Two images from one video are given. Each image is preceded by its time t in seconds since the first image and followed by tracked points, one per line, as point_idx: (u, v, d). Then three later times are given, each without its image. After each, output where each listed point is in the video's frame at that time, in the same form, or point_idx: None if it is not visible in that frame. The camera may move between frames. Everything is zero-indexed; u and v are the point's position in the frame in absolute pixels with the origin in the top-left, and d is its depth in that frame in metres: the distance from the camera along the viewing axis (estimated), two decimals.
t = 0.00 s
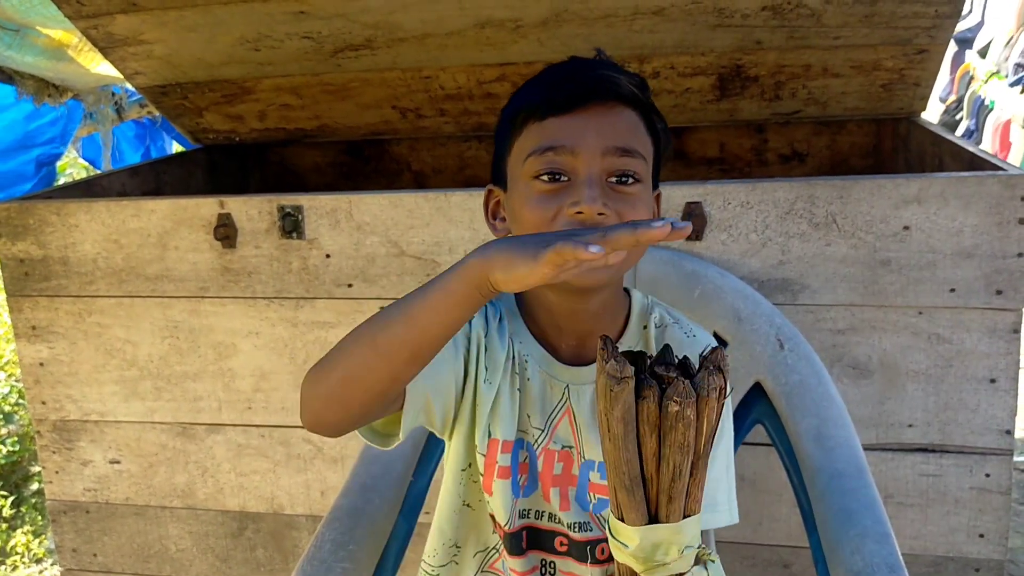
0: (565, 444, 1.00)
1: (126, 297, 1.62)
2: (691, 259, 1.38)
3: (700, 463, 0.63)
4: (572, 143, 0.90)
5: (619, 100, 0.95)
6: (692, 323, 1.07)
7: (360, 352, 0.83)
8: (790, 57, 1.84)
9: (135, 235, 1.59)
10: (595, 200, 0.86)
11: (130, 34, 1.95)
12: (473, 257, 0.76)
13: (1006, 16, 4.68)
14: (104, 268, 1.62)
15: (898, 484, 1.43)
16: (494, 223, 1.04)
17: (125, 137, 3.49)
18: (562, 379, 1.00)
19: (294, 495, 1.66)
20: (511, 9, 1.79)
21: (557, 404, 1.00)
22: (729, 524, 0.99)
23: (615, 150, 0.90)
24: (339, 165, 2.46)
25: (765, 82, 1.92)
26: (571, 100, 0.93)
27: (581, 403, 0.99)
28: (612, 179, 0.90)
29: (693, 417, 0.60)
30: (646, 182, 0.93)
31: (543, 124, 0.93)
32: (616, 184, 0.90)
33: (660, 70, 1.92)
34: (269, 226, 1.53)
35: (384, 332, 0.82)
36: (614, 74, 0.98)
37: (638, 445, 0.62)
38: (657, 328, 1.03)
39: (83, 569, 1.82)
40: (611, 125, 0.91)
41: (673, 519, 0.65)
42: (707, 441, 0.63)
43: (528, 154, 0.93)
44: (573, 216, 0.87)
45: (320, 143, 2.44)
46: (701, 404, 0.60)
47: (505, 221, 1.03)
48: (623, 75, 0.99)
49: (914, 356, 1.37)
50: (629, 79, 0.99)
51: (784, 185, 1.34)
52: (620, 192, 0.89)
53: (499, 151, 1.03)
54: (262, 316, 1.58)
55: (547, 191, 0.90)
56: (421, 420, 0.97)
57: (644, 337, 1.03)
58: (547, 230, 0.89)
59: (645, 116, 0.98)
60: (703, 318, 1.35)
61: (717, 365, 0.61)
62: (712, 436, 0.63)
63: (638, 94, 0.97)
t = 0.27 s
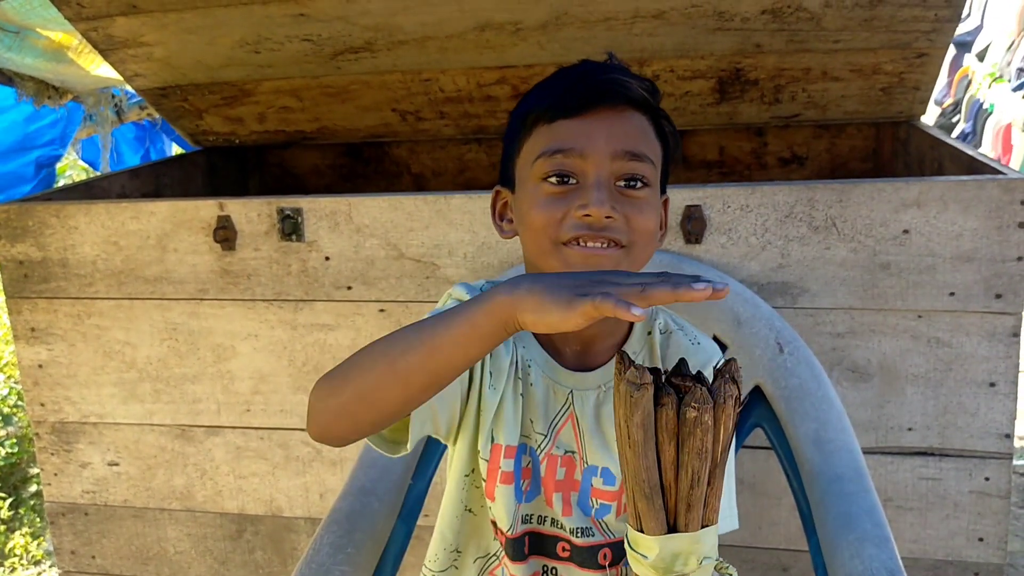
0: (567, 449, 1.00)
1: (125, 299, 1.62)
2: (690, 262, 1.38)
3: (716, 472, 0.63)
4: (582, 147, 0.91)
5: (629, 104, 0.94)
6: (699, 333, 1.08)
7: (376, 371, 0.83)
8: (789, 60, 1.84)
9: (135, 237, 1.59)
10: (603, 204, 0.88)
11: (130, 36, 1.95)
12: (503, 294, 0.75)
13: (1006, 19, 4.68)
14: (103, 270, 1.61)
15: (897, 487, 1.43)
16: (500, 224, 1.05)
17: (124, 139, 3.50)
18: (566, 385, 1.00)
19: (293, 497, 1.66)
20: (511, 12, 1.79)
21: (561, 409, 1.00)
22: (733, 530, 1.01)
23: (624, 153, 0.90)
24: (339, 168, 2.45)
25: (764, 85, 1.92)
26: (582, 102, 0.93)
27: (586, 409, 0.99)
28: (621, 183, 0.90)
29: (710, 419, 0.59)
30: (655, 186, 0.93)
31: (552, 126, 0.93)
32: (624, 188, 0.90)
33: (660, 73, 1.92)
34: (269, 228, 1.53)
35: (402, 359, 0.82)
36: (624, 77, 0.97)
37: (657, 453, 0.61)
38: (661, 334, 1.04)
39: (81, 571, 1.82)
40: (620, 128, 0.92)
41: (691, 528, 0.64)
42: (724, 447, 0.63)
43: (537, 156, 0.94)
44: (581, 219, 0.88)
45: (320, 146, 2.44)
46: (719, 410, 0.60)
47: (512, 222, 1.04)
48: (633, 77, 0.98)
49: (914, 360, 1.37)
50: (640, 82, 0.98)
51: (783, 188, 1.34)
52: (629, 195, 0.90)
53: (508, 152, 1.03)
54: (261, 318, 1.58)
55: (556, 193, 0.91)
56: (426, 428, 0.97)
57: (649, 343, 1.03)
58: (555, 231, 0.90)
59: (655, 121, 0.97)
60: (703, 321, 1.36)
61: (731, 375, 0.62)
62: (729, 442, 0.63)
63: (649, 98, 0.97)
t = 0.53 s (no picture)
0: (571, 449, 1.00)
1: (125, 300, 1.62)
2: (690, 263, 1.39)
3: (710, 470, 0.63)
4: (588, 150, 0.91)
5: (636, 107, 0.94)
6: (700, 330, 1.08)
7: (383, 404, 0.83)
8: (789, 62, 1.84)
9: (135, 238, 1.59)
10: (609, 209, 0.88)
11: (131, 36, 1.95)
12: (515, 346, 0.76)
13: (1006, 21, 4.69)
14: (103, 271, 1.62)
15: (897, 488, 1.43)
16: (504, 222, 1.06)
17: (124, 140, 3.50)
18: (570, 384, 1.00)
19: (292, 498, 1.66)
20: (511, 13, 1.79)
21: (564, 408, 1.01)
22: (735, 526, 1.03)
23: (630, 158, 0.91)
24: (339, 168, 2.45)
25: (764, 86, 1.92)
26: (588, 106, 0.93)
27: (589, 407, 1.00)
28: (626, 187, 0.91)
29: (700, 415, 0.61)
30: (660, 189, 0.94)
31: (559, 128, 0.93)
32: (629, 191, 0.91)
33: (660, 74, 1.92)
34: (269, 229, 1.53)
35: (409, 396, 0.82)
36: (631, 78, 0.97)
37: (650, 453, 0.62)
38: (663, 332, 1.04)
39: (81, 572, 1.82)
40: (627, 132, 0.92)
41: (689, 527, 0.65)
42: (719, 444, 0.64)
43: (543, 158, 0.94)
44: (586, 223, 0.89)
45: (320, 146, 2.44)
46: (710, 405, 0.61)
47: (516, 220, 1.04)
48: (640, 80, 0.98)
49: (913, 361, 1.37)
50: (647, 85, 0.98)
51: (783, 190, 1.35)
52: (634, 200, 0.91)
53: (513, 149, 1.03)
54: (261, 318, 1.58)
55: (562, 197, 0.91)
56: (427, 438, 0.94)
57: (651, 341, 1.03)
58: (561, 234, 0.91)
59: (660, 122, 0.98)
60: (703, 322, 1.36)
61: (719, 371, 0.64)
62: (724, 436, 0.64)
63: (655, 99, 0.97)
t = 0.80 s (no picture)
0: (566, 449, 1.00)
1: (125, 300, 1.62)
2: (689, 263, 1.39)
3: (670, 514, 0.66)
4: (581, 160, 0.89)
5: (630, 114, 0.92)
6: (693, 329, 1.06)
7: (392, 482, 0.81)
8: (789, 62, 1.84)
9: (134, 237, 1.59)
10: (602, 222, 0.87)
11: (130, 36, 1.95)
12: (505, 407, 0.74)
13: (1005, 21, 4.69)
14: (102, 271, 1.62)
15: (896, 488, 1.43)
16: (496, 223, 1.04)
17: (123, 140, 3.50)
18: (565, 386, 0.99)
19: (292, 498, 1.66)
20: (510, 13, 1.79)
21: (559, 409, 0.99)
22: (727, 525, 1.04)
23: (624, 169, 0.89)
24: (338, 168, 2.45)
25: (764, 86, 1.92)
26: (582, 113, 0.90)
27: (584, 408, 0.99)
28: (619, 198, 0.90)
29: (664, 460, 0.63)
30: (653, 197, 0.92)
31: (552, 136, 0.91)
32: (623, 201, 0.89)
33: (659, 74, 1.92)
34: (268, 229, 1.53)
35: (418, 472, 0.79)
36: (624, 80, 0.94)
37: (608, 491, 0.65)
38: (658, 331, 1.03)
39: (80, 571, 1.82)
40: (621, 141, 0.90)
41: (648, 564, 0.68)
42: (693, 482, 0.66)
43: (536, 166, 0.92)
44: (579, 236, 0.88)
45: (319, 146, 2.44)
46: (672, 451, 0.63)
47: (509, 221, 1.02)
48: (634, 83, 0.95)
49: (913, 361, 1.37)
50: (640, 87, 0.95)
51: (782, 190, 1.35)
52: (628, 212, 0.90)
53: (504, 149, 1.01)
54: (260, 318, 1.58)
55: (554, 208, 0.90)
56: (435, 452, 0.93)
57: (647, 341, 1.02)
58: (554, 246, 0.90)
59: (655, 126, 0.95)
60: (703, 323, 1.36)
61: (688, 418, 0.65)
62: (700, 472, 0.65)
63: (648, 102, 0.95)
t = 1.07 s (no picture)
0: (562, 458, 0.98)
1: (124, 300, 1.62)
2: (688, 264, 1.38)
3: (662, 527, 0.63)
4: (570, 167, 0.89)
5: (616, 117, 0.91)
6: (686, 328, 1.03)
7: None
8: (788, 62, 1.84)
9: (133, 238, 1.59)
10: (593, 228, 0.87)
11: (129, 37, 1.95)
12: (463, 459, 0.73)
13: (1004, 22, 4.69)
14: (101, 271, 1.62)
15: (894, 488, 1.44)
16: (484, 227, 1.03)
17: (123, 140, 3.50)
18: (556, 393, 0.97)
19: (291, 498, 1.66)
20: (509, 14, 1.79)
21: (551, 419, 0.98)
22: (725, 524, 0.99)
23: (612, 174, 0.88)
24: (338, 168, 2.45)
25: (763, 87, 1.92)
26: (568, 120, 0.89)
27: (577, 413, 0.97)
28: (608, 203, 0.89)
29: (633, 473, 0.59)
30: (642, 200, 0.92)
31: (539, 144, 0.91)
32: (613, 206, 0.89)
33: (658, 75, 1.92)
34: (267, 229, 1.54)
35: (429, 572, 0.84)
36: (608, 83, 0.93)
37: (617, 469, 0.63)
38: (649, 332, 1.01)
39: (80, 572, 1.82)
40: (608, 146, 0.89)
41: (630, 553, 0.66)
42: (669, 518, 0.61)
43: (524, 173, 0.92)
44: (570, 243, 0.88)
45: (318, 147, 2.44)
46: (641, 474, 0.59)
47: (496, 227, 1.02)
48: (618, 84, 0.94)
49: (911, 361, 1.37)
50: (625, 88, 0.94)
51: (781, 190, 1.35)
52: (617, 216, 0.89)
53: (490, 155, 1.00)
54: (259, 318, 1.58)
55: (544, 215, 0.90)
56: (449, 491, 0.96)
57: (636, 341, 1.00)
58: (546, 253, 0.90)
59: (640, 127, 0.94)
60: (702, 323, 1.36)
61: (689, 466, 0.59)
62: (674, 513, 0.60)
63: (633, 103, 0.94)
